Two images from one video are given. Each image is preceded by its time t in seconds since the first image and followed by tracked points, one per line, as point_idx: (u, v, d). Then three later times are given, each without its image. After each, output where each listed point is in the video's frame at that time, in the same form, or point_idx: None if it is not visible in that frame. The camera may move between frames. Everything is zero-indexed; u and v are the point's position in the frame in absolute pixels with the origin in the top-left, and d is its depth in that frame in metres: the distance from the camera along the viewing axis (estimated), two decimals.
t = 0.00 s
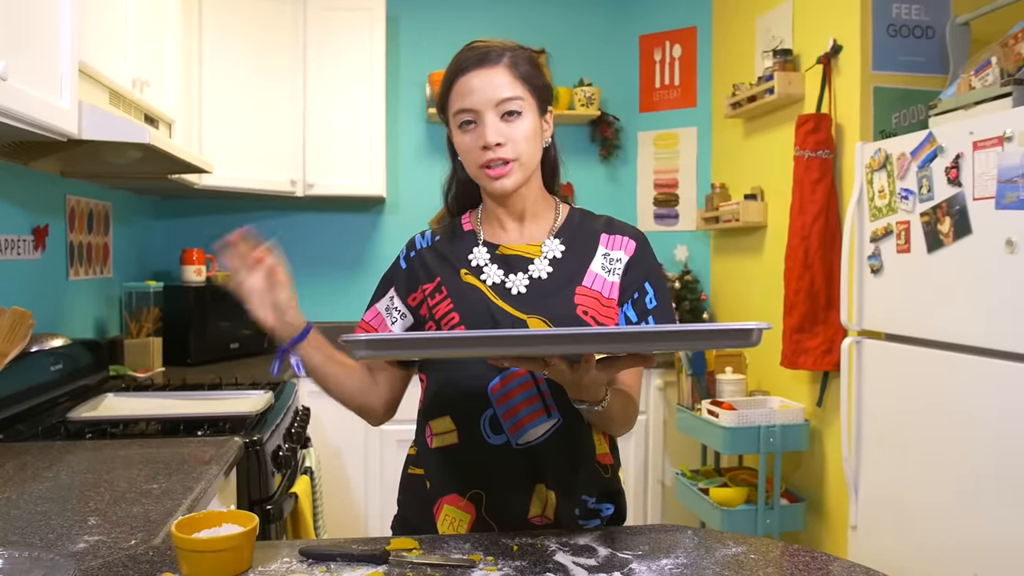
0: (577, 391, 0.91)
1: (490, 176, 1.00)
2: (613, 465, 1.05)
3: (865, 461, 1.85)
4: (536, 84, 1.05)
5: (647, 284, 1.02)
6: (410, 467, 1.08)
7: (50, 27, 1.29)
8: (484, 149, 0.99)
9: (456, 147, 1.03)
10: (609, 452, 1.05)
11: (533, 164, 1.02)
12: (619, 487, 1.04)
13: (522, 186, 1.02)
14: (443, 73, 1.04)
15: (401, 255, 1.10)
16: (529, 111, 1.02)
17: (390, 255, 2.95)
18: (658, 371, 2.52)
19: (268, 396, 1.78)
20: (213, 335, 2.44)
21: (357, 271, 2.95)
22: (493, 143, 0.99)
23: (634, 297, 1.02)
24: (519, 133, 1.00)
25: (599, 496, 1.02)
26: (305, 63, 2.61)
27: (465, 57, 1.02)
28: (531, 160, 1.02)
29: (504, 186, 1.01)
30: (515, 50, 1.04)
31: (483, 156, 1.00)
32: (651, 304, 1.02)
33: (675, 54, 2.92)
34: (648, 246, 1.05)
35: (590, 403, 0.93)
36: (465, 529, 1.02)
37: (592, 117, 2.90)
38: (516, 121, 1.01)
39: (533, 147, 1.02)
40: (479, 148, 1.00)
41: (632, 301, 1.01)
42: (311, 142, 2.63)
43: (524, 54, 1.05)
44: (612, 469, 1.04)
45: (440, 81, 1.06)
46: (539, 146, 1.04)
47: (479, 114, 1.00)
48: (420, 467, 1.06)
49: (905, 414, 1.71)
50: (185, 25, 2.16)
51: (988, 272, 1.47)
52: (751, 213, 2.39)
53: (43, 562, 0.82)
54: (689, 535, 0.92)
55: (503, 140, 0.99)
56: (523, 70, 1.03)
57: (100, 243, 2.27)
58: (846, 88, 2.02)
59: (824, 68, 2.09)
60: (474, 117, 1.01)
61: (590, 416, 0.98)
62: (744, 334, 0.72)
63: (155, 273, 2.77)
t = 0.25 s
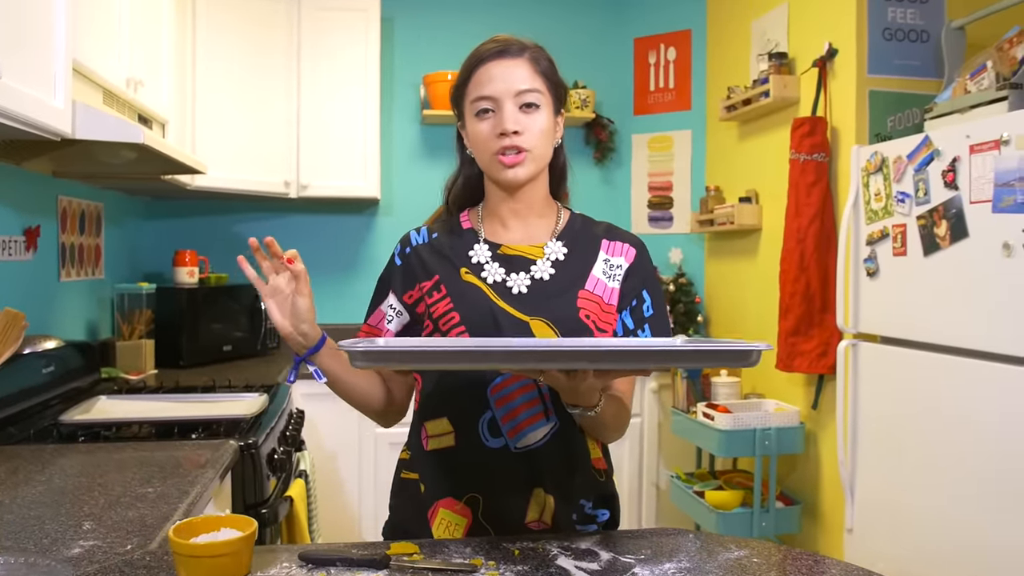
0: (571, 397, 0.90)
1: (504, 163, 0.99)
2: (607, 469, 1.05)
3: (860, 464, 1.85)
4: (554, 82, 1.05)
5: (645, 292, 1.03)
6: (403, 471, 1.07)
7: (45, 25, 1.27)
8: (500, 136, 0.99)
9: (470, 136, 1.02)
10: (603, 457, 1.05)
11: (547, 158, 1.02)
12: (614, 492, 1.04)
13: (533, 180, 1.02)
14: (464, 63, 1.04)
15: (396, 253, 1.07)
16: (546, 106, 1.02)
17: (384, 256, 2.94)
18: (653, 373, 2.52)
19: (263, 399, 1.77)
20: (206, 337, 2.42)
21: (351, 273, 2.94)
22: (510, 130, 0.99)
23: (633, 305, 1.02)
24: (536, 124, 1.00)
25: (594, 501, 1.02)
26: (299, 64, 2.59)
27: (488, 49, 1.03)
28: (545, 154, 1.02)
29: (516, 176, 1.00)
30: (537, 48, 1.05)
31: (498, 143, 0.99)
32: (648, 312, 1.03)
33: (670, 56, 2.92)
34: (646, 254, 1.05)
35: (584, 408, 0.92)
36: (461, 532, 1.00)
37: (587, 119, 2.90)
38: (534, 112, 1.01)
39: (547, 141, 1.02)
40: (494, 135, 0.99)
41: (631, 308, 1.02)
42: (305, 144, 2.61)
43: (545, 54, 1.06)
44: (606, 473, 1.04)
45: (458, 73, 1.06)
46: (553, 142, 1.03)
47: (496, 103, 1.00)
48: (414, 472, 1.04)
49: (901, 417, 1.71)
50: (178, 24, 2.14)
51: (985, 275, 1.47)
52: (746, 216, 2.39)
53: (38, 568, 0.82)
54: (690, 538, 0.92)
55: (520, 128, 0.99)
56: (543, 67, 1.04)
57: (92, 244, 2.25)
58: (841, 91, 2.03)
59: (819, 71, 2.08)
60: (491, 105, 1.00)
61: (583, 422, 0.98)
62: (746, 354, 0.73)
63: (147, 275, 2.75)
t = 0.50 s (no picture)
0: (572, 397, 0.90)
1: (507, 166, 0.99)
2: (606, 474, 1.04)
3: (859, 466, 1.85)
4: (556, 85, 1.05)
5: (645, 297, 1.03)
6: (400, 475, 1.05)
7: (42, 26, 1.26)
8: (504, 139, 0.99)
9: (472, 138, 1.02)
10: (601, 462, 1.04)
11: (549, 162, 1.02)
12: (613, 497, 1.03)
13: (536, 183, 1.01)
14: (466, 65, 1.04)
15: (396, 255, 1.07)
16: (549, 109, 1.02)
17: (382, 258, 2.94)
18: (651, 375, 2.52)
19: (261, 401, 1.76)
20: (202, 339, 2.41)
21: (349, 274, 2.93)
22: (513, 133, 0.98)
23: (632, 309, 1.02)
24: (540, 127, 1.00)
25: (593, 506, 1.01)
26: (296, 65, 2.59)
27: (490, 51, 1.03)
28: (548, 157, 1.01)
29: (519, 178, 0.99)
30: (539, 51, 1.05)
31: (501, 145, 0.99)
32: (647, 316, 1.02)
33: (667, 58, 2.92)
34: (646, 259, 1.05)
35: (584, 408, 0.92)
36: (457, 536, 1.00)
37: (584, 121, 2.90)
38: (537, 115, 1.00)
39: (550, 144, 1.02)
40: (497, 137, 0.99)
41: (630, 312, 1.01)
42: (303, 145, 2.61)
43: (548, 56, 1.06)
44: (605, 478, 1.03)
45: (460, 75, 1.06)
46: (555, 144, 1.03)
47: (500, 106, 1.00)
48: (411, 475, 1.03)
49: (900, 420, 1.71)
50: (175, 25, 2.13)
51: (984, 277, 1.47)
52: (744, 218, 2.39)
53: None
54: (693, 542, 0.91)
55: (524, 131, 0.98)
56: (545, 70, 1.04)
57: (88, 245, 2.24)
58: (839, 93, 2.03)
59: (817, 73, 2.09)
60: (494, 108, 1.00)
61: (583, 423, 0.98)
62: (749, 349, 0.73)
63: (143, 276, 2.73)
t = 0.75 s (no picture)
0: (574, 401, 0.90)
1: (513, 167, 0.99)
2: (605, 477, 1.03)
3: (863, 464, 1.84)
4: (558, 81, 1.04)
5: (653, 300, 1.02)
6: (400, 471, 1.05)
7: (44, 24, 1.26)
8: (508, 141, 0.98)
9: (477, 140, 1.02)
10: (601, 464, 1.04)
11: (556, 159, 1.01)
12: (610, 500, 1.03)
13: (543, 182, 1.01)
14: (466, 66, 1.03)
15: (404, 250, 1.06)
16: (552, 107, 1.01)
17: (384, 256, 2.93)
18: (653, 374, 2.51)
19: (263, 400, 1.75)
20: (204, 338, 2.40)
21: (351, 272, 2.92)
22: (517, 134, 0.98)
23: (639, 312, 1.01)
24: (544, 125, 0.99)
25: (590, 509, 1.01)
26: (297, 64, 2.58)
27: (490, 51, 1.02)
28: (554, 155, 1.01)
29: (527, 178, 0.99)
30: (540, 47, 1.04)
31: (506, 147, 0.98)
32: (654, 321, 1.01)
33: (669, 56, 2.92)
34: (656, 262, 1.04)
35: (586, 411, 0.93)
36: (456, 535, 0.99)
37: (586, 119, 2.90)
38: (541, 114, 1.00)
39: (556, 141, 1.01)
40: (502, 139, 0.99)
41: (637, 316, 1.01)
42: (303, 144, 2.60)
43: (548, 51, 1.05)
44: (604, 481, 1.03)
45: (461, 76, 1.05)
46: (561, 141, 1.03)
47: (503, 106, 0.99)
48: (411, 471, 1.02)
49: (903, 418, 1.71)
50: (176, 23, 2.12)
51: (989, 274, 1.47)
52: (746, 216, 2.39)
53: None
54: (700, 542, 0.91)
55: (528, 131, 0.98)
56: (547, 66, 1.03)
57: (89, 244, 2.23)
58: (842, 91, 2.02)
59: (820, 71, 2.08)
60: (498, 109, 1.00)
61: (585, 426, 0.98)
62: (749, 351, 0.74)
63: (144, 275, 2.73)
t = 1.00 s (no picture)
0: (563, 404, 0.89)
1: (507, 165, 0.98)
2: (599, 475, 1.01)
3: (860, 462, 1.84)
4: (559, 80, 1.03)
5: (644, 298, 1.02)
6: (395, 468, 1.04)
7: (37, 21, 1.25)
8: (504, 138, 0.98)
9: (472, 134, 1.01)
10: (595, 462, 1.02)
11: (550, 161, 1.01)
12: (605, 499, 1.02)
13: (536, 182, 1.00)
14: (467, 58, 1.02)
15: (396, 247, 1.06)
16: (551, 107, 1.01)
17: (379, 255, 2.93)
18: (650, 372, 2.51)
19: (259, 400, 1.75)
20: (199, 337, 2.39)
21: (347, 271, 2.92)
22: (513, 132, 0.97)
23: (630, 310, 1.01)
24: (541, 126, 0.99)
25: (584, 508, 1.00)
26: (293, 62, 2.57)
27: (492, 45, 1.01)
28: (549, 155, 1.00)
29: (519, 178, 0.99)
30: (542, 45, 1.03)
31: (501, 144, 0.98)
32: (644, 319, 1.02)
33: (665, 54, 2.91)
34: (647, 260, 1.04)
35: (575, 414, 0.91)
36: (449, 532, 0.99)
37: (582, 117, 2.89)
38: (539, 114, 0.99)
39: (551, 142, 1.00)
40: (498, 135, 0.98)
41: (627, 314, 1.01)
42: (299, 142, 2.59)
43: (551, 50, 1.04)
44: (597, 479, 1.01)
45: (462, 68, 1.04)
46: (557, 143, 1.02)
47: (501, 102, 0.99)
48: (405, 468, 1.02)
49: (900, 416, 1.71)
50: (172, 21, 2.11)
51: (986, 272, 1.47)
52: (743, 214, 2.39)
53: None
54: (697, 540, 0.91)
55: (525, 130, 0.97)
56: (549, 65, 1.02)
57: (83, 243, 2.22)
58: (839, 89, 2.02)
59: (817, 68, 2.08)
60: (496, 105, 0.99)
61: (574, 427, 0.97)
62: (741, 368, 0.74)
63: (139, 274, 2.72)
